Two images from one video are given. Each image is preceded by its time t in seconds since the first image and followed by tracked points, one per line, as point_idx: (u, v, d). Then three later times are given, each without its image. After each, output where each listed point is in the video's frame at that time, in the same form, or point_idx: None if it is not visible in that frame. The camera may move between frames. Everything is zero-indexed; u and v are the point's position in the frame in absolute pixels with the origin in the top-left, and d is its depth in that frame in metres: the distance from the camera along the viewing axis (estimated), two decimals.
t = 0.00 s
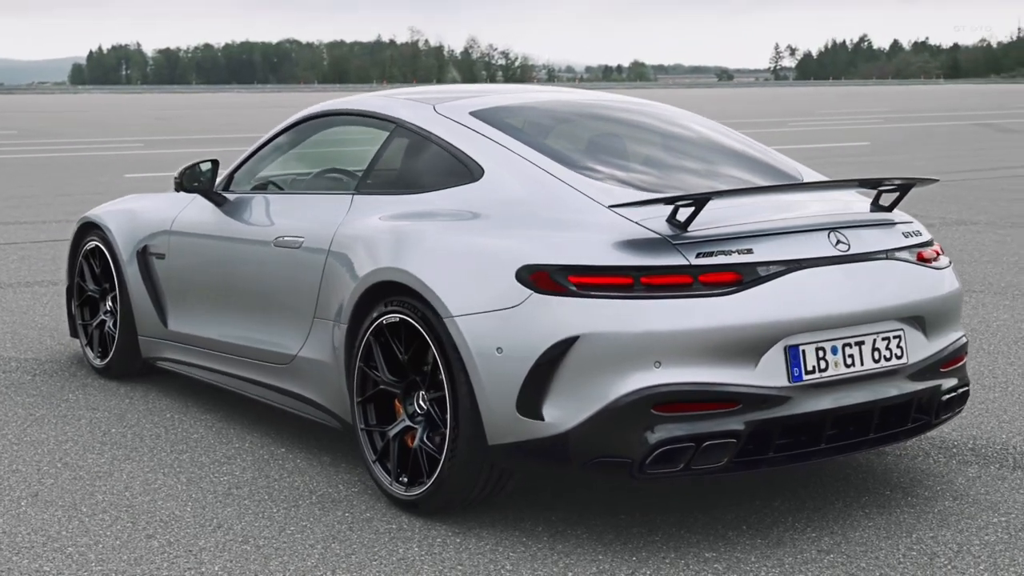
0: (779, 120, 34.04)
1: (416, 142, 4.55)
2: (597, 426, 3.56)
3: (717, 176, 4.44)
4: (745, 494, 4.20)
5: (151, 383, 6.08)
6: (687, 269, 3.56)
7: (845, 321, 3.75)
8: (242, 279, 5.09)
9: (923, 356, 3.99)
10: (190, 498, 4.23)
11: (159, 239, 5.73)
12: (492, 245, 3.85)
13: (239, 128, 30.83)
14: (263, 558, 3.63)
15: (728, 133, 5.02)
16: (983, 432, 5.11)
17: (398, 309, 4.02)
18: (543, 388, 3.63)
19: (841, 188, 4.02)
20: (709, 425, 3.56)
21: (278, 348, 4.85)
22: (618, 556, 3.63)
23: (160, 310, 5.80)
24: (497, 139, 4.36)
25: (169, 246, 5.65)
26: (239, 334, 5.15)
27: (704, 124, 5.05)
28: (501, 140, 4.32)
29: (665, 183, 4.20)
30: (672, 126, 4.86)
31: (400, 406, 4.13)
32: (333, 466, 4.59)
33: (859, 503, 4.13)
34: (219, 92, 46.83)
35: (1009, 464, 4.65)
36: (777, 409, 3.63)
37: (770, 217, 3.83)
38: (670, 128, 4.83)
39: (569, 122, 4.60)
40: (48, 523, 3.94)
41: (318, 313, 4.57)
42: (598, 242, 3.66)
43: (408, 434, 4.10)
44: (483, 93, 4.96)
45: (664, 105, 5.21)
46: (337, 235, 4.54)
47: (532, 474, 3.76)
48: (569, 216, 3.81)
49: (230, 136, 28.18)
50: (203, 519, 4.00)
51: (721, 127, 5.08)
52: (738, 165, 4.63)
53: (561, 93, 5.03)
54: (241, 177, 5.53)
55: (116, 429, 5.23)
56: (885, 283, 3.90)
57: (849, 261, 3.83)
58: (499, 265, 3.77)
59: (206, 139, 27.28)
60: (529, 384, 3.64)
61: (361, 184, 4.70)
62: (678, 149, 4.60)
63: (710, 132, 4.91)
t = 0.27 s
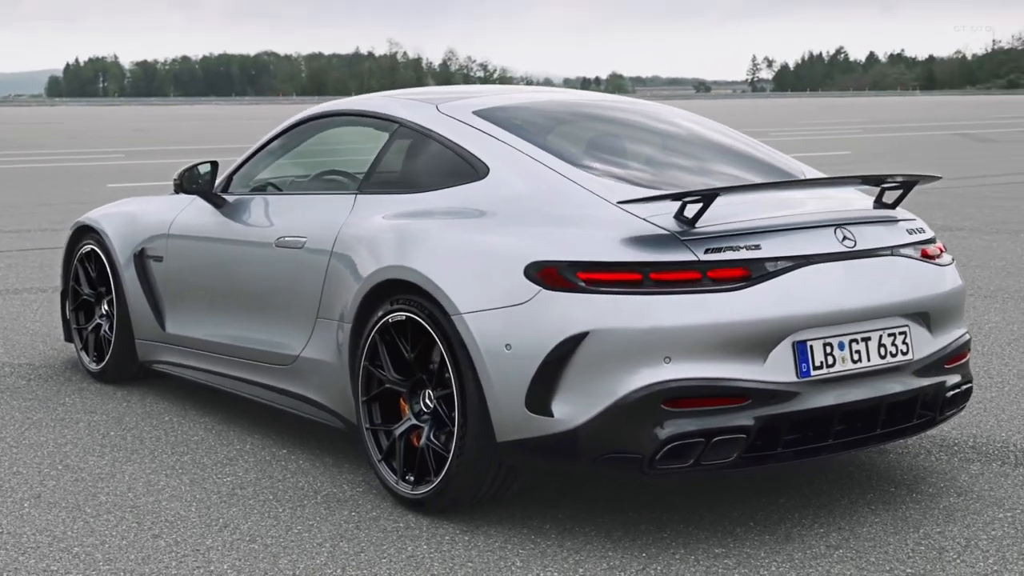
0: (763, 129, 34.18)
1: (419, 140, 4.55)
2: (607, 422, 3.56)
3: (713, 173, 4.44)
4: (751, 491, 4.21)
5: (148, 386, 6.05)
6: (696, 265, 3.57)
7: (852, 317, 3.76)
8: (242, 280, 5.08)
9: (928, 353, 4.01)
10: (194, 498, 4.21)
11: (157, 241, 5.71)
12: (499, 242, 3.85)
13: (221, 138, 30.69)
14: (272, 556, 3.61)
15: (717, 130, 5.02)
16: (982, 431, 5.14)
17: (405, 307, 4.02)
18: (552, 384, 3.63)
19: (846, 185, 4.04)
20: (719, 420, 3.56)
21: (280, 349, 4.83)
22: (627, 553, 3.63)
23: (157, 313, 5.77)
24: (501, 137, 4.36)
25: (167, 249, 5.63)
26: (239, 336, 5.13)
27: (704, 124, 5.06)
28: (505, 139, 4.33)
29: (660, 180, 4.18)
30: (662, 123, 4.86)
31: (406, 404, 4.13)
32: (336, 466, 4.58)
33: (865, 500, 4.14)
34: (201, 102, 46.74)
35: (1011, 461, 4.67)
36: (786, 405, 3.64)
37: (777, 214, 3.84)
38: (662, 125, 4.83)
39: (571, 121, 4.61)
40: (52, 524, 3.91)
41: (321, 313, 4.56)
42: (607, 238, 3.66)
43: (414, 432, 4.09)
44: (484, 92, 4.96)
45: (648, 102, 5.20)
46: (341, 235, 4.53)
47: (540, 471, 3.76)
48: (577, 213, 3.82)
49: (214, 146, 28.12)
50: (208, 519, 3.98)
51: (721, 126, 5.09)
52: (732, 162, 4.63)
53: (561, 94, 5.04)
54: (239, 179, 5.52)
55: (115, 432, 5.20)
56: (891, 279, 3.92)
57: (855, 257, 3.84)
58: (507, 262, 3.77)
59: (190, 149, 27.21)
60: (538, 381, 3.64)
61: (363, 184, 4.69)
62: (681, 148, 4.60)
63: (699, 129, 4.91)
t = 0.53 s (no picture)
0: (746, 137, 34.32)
1: (421, 139, 4.54)
2: (613, 416, 3.57)
3: (711, 169, 4.43)
4: (754, 487, 4.22)
5: (144, 389, 6.03)
6: (702, 260, 3.58)
7: (856, 313, 3.78)
8: (241, 281, 5.06)
9: (931, 349, 4.03)
10: (197, 498, 4.19)
11: (153, 242, 5.69)
12: (504, 238, 3.85)
13: (202, 146, 30.60)
14: (279, 553, 3.60)
15: (705, 126, 5.02)
16: (979, 429, 5.18)
17: (408, 304, 4.02)
18: (559, 380, 3.63)
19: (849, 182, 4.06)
20: (726, 415, 3.57)
21: (281, 348, 4.82)
22: (634, 548, 3.63)
23: (153, 315, 5.75)
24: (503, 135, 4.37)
25: (164, 250, 5.61)
26: (238, 336, 5.12)
27: (703, 123, 5.07)
28: (507, 136, 4.33)
29: (655, 175, 4.17)
30: (651, 120, 4.86)
31: (409, 402, 4.12)
32: (338, 465, 4.57)
33: (868, 496, 4.16)
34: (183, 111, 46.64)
35: (1010, 458, 4.70)
36: (792, 400, 3.66)
37: (781, 210, 3.86)
38: (653, 122, 4.83)
39: (572, 119, 4.62)
40: (55, 523, 3.89)
41: (323, 312, 4.55)
42: (613, 234, 3.67)
43: (418, 430, 4.08)
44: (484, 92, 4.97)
45: (632, 99, 5.19)
46: (342, 233, 4.52)
47: (547, 467, 3.76)
48: (582, 209, 3.82)
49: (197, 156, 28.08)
50: (212, 517, 3.97)
51: (718, 125, 5.10)
52: (724, 158, 4.63)
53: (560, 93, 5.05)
54: (236, 179, 5.50)
55: (113, 433, 5.18)
56: (894, 275, 3.94)
57: (859, 253, 3.86)
58: (513, 258, 3.77)
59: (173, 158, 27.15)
60: (545, 376, 3.64)
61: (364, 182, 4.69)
62: (681, 145, 4.61)
63: (687, 126, 4.90)
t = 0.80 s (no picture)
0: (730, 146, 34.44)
1: (422, 138, 4.55)
2: (621, 412, 3.58)
3: (710, 167, 4.44)
4: (757, 484, 4.23)
5: (140, 391, 6.00)
6: (708, 256, 3.59)
7: (860, 309, 3.80)
8: (240, 281, 5.05)
9: (933, 346, 4.06)
10: (199, 497, 4.18)
11: (150, 244, 5.67)
12: (509, 235, 3.86)
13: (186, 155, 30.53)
14: (285, 550, 3.59)
15: (700, 125, 5.01)
16: (977, 428, 5.22)
17: (413, 302, 4.02)
18: (566, 376, 3.64)
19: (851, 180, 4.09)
20: (733, 410, 3.58)
21: (281, 348, 4.81)
22: (641, 544, 3.63)
23: (150, 317, 5.73)
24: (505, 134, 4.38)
25: (161, 252, 5.59)
26: (237, 337, 5.11)
27: (700, 123, 5.08)
28: (510, 134, 4.34)
29: (648, 171, 4.15)
30: (645, 119, 4.85)
31: (413, 400, 4.12)
32: (339, 465, 4.56)
33: (870, 493, 4.18)
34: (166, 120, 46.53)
35: (1008, 456, 4.73)
36: (798, 395, 3.67)
37: (785, 207, 3.88)
38: (648, 122, 4.82)
39: (573, 118, 4.63)
40: (58, 522, 3.88)
41: (325, 311, 4.54)
42: (619, 230, 3.68)
43: (422, 427, 4.08)
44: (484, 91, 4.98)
45: (624, 98, 5.18)
46: (344, 232, 4.52)
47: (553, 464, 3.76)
48: (587, 205, 3.83)
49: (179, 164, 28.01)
50: (216, 516, 3.95)
51: (716, 125, 5.12)
52: (719, 156, 4.62)
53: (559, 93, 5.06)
54: (234, 180, 5.49)
55: (111, 435, 5.15)
56: (897, 272, 3.96)
57: (862, 250, 3.89)
58: (518, 255, 3.78)
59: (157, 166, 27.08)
60: (552, 372, 3.64)
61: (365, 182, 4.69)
62: (681, 143, 4.62)
63: (683, 125, 4.90)
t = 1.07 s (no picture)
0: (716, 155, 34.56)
1: (426, 137, 4.56)
2: (629, 407, 3.59)
3: (712, 164, 4.46)
4: (761, 482, 4.26)
5: (138, 393, 5.99)
6: (716, 253, 3.61)
7: (866, 305, 3.83)
8: (242, 282, 5.05)
9: (936, 342, 4.09)
10: (204, 496, 4.17)
11: (149, 246, 5.66)
12: (516, 232, 3.87)
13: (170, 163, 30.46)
14: (294, 547, 3.59)
15: (697, 124, 5.02)
16: (975, 427, 5.25)
17: (420, 300, 4.03)
18: (575, 372, 3.65)
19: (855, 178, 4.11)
20: (742, 406, 3.59)
21: (284, 348, 4.81)
22: (649, 539, 3.64)
23: (149, 319, 5.72)
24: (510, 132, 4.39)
25: (161, 254, 5.58)
26: (239, 337, 5.10)
27: (700, 122, 5.10)
28: (514, 133, 4.35)
29: (645, 169, 4.16)
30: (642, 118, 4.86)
31: (419, 398, 4.13)
32: (343, 464, 4.55)
33: (874, 489, 4.20)
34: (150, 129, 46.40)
35: (1008, 454, 4.77)
36: (805, 391, 3.69)
37: (791, 204, 3.90)
38: (646, 121, 4.83)
39: (575, 117, 4.64)
40: (64, 520, 3.86)
41: (328, 311, 4.54)
42: (627, 226, 3.69)
43: (429, 425, 4.08)
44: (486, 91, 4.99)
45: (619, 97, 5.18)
46: (347, 231, 4.52)
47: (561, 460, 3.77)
48: (594, 203, 3.85)
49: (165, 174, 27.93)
50: (223, 514, 3.95)
51: (716, 125, 5.13)
52: (716, 154, 4.62)
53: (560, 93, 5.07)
54: (234, 180, 5.48)
55: (111, 436, 5.14)
56: (901, 269, 3.99)
57: (867, 247, 3.92)
58: (526, 252, 3.79)
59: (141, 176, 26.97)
60: (561, 368, 3.65)
61: (368, 181, 4.69)
62: (682, 142, 4.63)
63: (682, 124, 4.92)
